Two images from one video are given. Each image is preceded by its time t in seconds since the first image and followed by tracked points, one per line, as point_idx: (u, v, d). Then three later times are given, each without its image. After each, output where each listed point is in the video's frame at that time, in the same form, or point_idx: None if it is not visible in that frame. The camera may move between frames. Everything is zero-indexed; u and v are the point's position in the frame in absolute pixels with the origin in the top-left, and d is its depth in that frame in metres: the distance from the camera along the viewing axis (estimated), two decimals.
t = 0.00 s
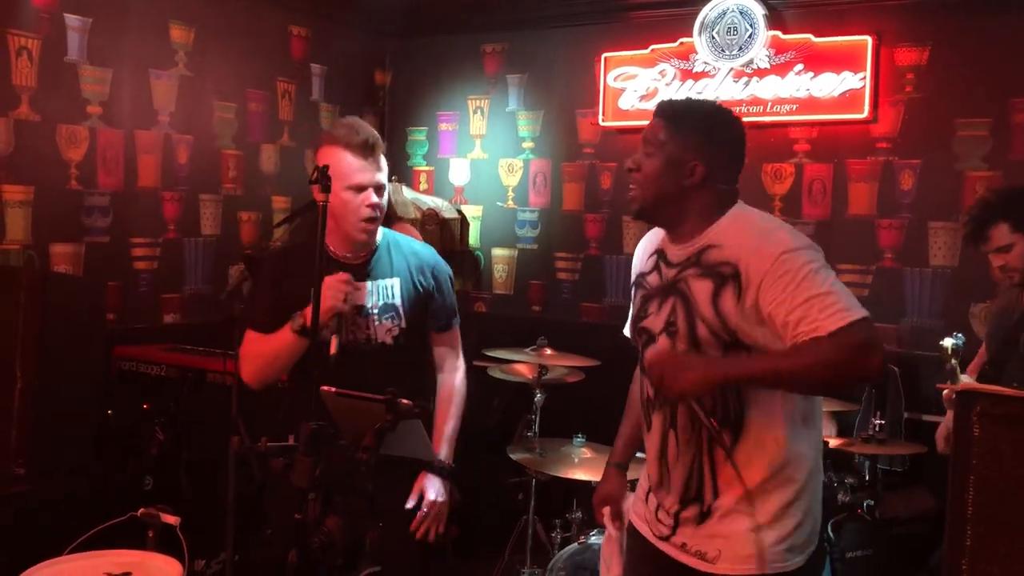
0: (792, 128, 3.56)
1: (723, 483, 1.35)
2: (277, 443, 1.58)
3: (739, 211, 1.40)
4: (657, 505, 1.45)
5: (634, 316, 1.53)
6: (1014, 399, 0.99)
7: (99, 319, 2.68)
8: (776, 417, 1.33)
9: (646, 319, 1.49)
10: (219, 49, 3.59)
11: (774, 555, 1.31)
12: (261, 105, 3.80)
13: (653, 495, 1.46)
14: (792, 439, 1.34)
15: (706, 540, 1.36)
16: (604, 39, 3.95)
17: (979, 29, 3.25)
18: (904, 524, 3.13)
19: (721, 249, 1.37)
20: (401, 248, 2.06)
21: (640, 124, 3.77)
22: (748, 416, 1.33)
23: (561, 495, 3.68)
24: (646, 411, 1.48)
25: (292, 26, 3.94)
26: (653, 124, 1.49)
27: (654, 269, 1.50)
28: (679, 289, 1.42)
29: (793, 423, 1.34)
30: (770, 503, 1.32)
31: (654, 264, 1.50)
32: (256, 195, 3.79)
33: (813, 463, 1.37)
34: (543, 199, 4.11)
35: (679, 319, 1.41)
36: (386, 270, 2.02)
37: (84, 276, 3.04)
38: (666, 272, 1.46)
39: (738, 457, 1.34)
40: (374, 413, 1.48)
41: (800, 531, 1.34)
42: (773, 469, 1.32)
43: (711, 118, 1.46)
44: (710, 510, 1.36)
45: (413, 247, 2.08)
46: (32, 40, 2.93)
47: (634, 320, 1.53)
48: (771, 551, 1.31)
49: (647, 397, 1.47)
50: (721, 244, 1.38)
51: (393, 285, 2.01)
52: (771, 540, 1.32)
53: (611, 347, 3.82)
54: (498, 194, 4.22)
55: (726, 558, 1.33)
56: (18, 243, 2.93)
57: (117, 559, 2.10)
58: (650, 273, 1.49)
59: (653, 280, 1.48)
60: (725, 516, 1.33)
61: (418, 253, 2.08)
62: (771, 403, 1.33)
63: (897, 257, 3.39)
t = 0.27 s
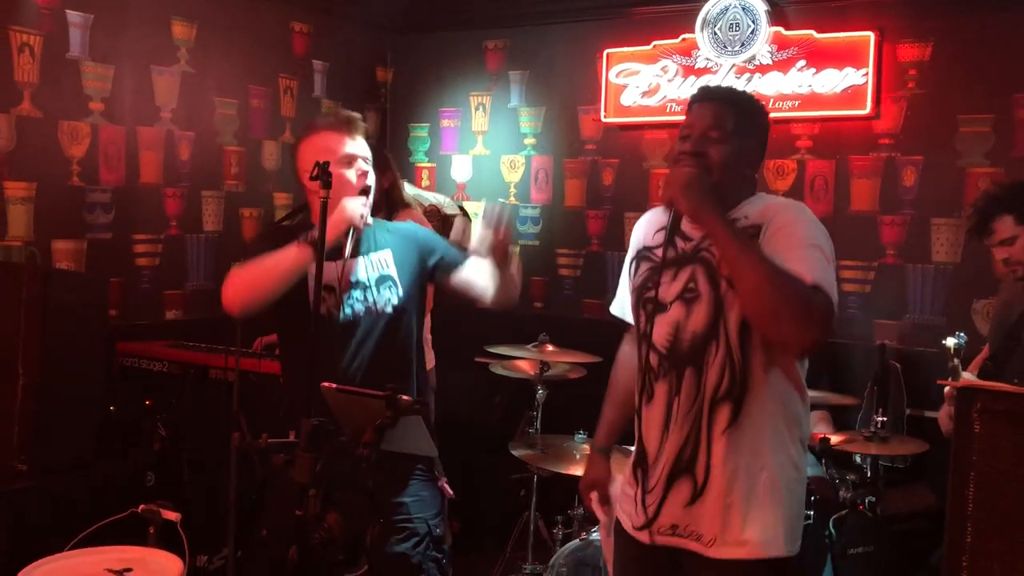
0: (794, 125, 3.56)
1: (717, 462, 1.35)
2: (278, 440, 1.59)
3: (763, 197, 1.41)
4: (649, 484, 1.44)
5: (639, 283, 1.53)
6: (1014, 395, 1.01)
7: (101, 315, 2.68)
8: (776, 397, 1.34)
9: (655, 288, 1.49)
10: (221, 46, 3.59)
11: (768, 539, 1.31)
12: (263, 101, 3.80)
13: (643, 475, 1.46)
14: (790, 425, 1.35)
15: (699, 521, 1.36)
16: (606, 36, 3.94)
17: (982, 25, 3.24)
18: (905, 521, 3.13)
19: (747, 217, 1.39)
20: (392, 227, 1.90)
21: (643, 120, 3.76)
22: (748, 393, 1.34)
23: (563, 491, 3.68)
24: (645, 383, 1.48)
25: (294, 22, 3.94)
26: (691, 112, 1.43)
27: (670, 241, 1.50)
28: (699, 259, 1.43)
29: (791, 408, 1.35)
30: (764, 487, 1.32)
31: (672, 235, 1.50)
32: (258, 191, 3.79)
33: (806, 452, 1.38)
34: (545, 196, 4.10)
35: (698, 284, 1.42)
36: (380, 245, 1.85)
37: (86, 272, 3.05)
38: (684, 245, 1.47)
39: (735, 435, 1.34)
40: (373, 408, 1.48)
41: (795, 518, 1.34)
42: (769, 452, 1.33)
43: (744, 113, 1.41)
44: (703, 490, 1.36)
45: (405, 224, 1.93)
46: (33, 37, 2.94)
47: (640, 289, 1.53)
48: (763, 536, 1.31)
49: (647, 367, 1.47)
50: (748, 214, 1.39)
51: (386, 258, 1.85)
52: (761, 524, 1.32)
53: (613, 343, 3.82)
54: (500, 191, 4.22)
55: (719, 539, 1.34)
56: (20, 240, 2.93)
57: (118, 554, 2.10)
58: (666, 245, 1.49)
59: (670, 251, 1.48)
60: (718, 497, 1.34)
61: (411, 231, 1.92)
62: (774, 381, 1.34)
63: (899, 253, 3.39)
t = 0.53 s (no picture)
0: (795, 122, 3.55)
1: (728, 460, 1.35)
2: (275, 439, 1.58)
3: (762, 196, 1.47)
4: (656, 484, 1.43)
5: (636, 282, 1.52)
6: (1016, 392, 0.98)
7: (101, 314, 2.67)
8: (784, 393, 1.35)
9: (654, 286, 1.48)
10: (221, 44, 3.59)
11: (779, 532, 1.33)
12: (263, 99, 3.80)
13: (647, 477, 1.44)
14: (793, 420, 1.37)
15: (709, 521, 1.36)
16: (606, 33, 3.93)
17: (983, 22, 3.23)
18: (906, 519, 3.10)
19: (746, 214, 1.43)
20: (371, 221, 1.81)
21: (644, 118, 3.76)
22: (756, 389, 1.34)
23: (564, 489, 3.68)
24: (645, 383, 1.46)
25: (294, 20, 3.93)
26: (702, 104, 1.42)
27: (668, 239, 1.49)
28: (701, 256, 1.43)
29: (795, 403, 1.37)
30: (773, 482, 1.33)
31: (668, 235, 1.50)
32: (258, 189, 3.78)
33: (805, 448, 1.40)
34: (546, 193, 4.10)
35: (701, 280, 1.41)
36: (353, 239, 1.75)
37: (86, 271, 3.04)
38: (682, 241, 1.47)
39: (745, 432, 1.34)
40: (374, 407, 1.47)
41: (798, 511, 1.36)
42: (777, 447, 1.34)
43: (755, 109, 1.41)
44: (713, 490, 1.36)
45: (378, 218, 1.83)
46: (33, 35, 2.93)
47: (638, 290, 1.52)
48: (775, 532, 1.33)
49: (648, 366, 1.46)
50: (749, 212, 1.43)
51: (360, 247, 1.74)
52: (773, 522, 1.33)
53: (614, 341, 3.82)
54: (501, 189, 4.22)
55: (732, 538, 1.33)
56: (20, 238, 2.93)
57: (117, 553, 2.09)
58: (665, 242, 1.49)
59: (671, 247, 1.48)
60: (731, 495, 1.34)
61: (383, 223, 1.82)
62: (782, 376, 1.35)
63: (901, 251, 3.38)
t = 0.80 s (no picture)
0: (795, 121, 3.54)
1: (715, 457, 1.34)
2: (274, 440, 1.58)
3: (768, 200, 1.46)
4: (642, 480, 1.43)
5: (636, 279, 1.52)
6: (1018, 393, 0.97)
7: (100, 313, 2.67)
8: (775, 392, 1.34)
9: (653, 283, 1.48)
10: (219, 43, 3.58)
11: (763, 535, 1.32)
12: (262, 99, 3.79)
13: (636, 472, 1.44)
14: (785, 422, 1.36)
15: (694, 517, 1.35)
16: (606, 32, 3.93)
17: (983, 20, 3.22)
18: (908, 519, 3.09)
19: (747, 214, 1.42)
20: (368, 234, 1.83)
21: (643, 117, 3.75)
22: (748, 388, 1.34)
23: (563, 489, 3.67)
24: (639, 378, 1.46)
25: (293, 19, 3.93)
26: (710, 104, 1.42)
27: (669, 237, 1.49)
28: (699, 253, 1.43)
29: (787, 405, 1.36)
30: (761, 482, 1.32)
31: (670, 233, 1.49)
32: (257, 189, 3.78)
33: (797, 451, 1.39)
34: (545, 193, 4.10)
35: (697, 277, 1.41)
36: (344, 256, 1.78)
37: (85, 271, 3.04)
38: (682, 239, 1.46)
39: (734, 430, 1.33)
40: (372, 407, 1.47)
41: (788, 514, 1.35)
42: (766, 448, 1.33)
43: (760, 110, 1.41)
44: (700, 486, 1.35)
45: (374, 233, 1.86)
46: (30, 34, 2.92)
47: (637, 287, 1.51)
48: (759, 532, 1.32)
49: (642, 361, 1.46)
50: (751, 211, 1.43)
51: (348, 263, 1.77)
52: (758, 521, 1.32)
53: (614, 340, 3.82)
54: (500, 188, 4.21)
55: (715, 535, 1.33)
56: (18, 237, 2.92)
57: (115, 553, 2.09)
58: (666, 240, 1.48)
59: (671, 245, 1.47)
60: (717, 492, 1.33)
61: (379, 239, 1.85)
62: (774, 376, 1.34)
63: (900, 250, 3.38)
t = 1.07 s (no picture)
0: (793, 120, 3.54)
1: (715, 451, 1.34)
2: (273, 439, 1.58)
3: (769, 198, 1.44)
4: (638, 474, 1.42)
5: (637, 275, 1.52)
6: (1018, 393, 0.97)
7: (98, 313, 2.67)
8: (776, 385, 1.34)
9: (654, 278, 1.47)
10: (218, 42, 3.58)
11: (761, 530, 1.31)
12: (260, 98, 3.79)
13: (634, 467, 1.44)
14: (784, 416, 1.36)
15: (693, 511, 1.34)
16: (604, 32, 3.93)
17: (981, 20, 3.23)
18: (907, 519, 3.09)
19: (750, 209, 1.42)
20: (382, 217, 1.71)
21: (642, 117, 3.75)
22: (748, 381, 1.33)
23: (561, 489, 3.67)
24: (638, 372, 1.46)
25: (291, 18, 3.92)
26: (714, 103, 1.42)
27: (671, 232, 1.49)
28: (700, 248, 1.43)
29: (787, 399, 1.36)
30: (761, 476, 1.32)
31: (671, 228, 1.49)
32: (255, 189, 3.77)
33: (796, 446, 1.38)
34: (543, 192, 4.09)
35: (698, 271, 1.41)
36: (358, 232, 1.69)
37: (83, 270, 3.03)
38: (685, 235, 1.46)
39: (734, 423, 1.33)
40: (370, 407, 1.48)
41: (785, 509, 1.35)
42: (766, 442, 1.33)
43: (764, 108, 1.41)
44: (698, 480, 1.35)
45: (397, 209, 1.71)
46: (28, 34, 2.92)
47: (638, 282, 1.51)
48: (757, 527, 1.31)
49: (641, 355, 1.45)
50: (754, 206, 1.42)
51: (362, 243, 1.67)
52: (757, 515, 1.31)
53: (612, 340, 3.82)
54: (499, 188, 4.21)
55: (713, 529, 1.32)
56: (15, 237, 2.92)
57: (112, 554, 2.09)
58: (668, 236, 1.48)
59: (673, 240, 1.47)
60: (716, 485, 1.33)
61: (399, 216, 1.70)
62: (775, 369, 1.34)
63: (899, 250, 3.38)
